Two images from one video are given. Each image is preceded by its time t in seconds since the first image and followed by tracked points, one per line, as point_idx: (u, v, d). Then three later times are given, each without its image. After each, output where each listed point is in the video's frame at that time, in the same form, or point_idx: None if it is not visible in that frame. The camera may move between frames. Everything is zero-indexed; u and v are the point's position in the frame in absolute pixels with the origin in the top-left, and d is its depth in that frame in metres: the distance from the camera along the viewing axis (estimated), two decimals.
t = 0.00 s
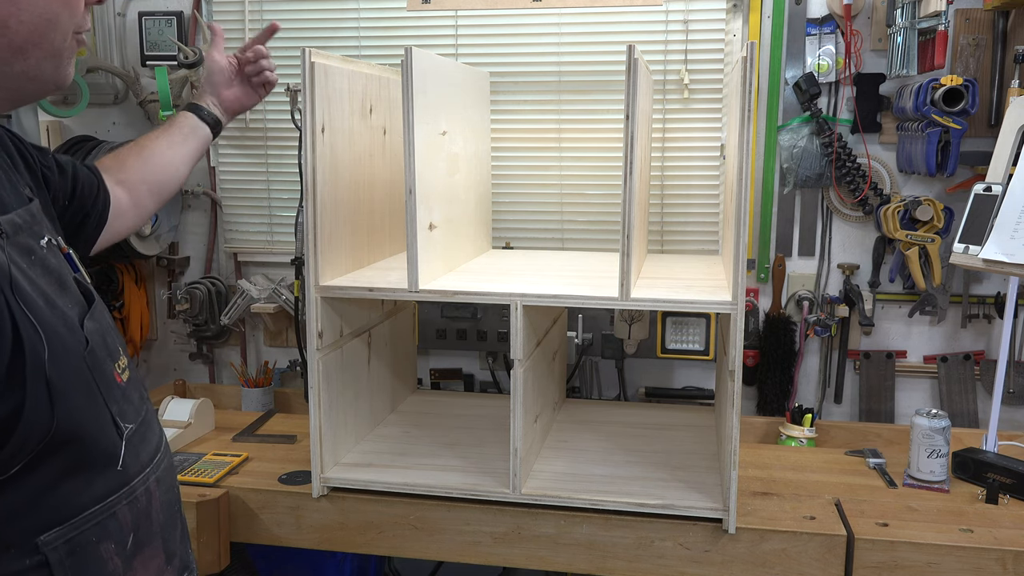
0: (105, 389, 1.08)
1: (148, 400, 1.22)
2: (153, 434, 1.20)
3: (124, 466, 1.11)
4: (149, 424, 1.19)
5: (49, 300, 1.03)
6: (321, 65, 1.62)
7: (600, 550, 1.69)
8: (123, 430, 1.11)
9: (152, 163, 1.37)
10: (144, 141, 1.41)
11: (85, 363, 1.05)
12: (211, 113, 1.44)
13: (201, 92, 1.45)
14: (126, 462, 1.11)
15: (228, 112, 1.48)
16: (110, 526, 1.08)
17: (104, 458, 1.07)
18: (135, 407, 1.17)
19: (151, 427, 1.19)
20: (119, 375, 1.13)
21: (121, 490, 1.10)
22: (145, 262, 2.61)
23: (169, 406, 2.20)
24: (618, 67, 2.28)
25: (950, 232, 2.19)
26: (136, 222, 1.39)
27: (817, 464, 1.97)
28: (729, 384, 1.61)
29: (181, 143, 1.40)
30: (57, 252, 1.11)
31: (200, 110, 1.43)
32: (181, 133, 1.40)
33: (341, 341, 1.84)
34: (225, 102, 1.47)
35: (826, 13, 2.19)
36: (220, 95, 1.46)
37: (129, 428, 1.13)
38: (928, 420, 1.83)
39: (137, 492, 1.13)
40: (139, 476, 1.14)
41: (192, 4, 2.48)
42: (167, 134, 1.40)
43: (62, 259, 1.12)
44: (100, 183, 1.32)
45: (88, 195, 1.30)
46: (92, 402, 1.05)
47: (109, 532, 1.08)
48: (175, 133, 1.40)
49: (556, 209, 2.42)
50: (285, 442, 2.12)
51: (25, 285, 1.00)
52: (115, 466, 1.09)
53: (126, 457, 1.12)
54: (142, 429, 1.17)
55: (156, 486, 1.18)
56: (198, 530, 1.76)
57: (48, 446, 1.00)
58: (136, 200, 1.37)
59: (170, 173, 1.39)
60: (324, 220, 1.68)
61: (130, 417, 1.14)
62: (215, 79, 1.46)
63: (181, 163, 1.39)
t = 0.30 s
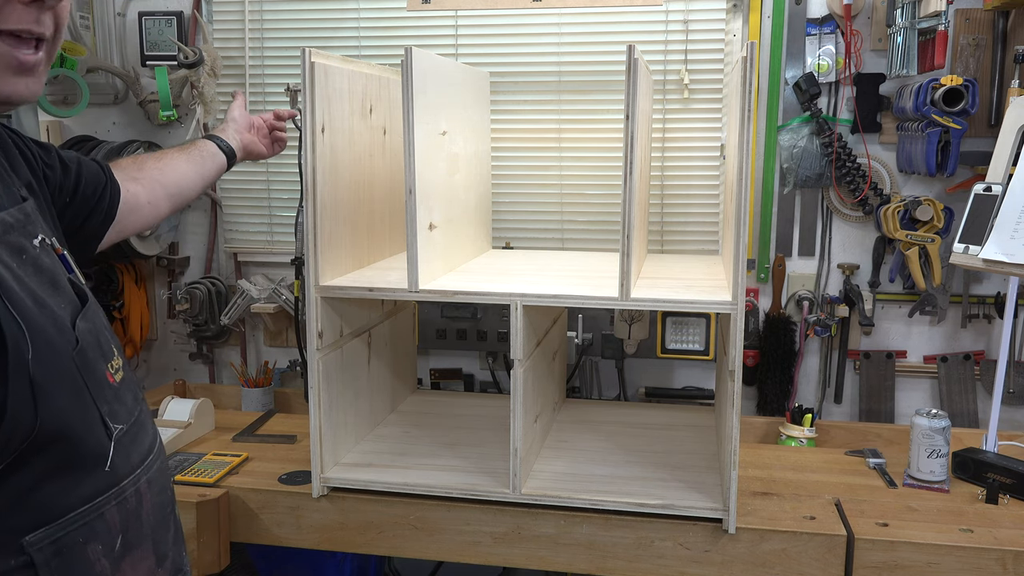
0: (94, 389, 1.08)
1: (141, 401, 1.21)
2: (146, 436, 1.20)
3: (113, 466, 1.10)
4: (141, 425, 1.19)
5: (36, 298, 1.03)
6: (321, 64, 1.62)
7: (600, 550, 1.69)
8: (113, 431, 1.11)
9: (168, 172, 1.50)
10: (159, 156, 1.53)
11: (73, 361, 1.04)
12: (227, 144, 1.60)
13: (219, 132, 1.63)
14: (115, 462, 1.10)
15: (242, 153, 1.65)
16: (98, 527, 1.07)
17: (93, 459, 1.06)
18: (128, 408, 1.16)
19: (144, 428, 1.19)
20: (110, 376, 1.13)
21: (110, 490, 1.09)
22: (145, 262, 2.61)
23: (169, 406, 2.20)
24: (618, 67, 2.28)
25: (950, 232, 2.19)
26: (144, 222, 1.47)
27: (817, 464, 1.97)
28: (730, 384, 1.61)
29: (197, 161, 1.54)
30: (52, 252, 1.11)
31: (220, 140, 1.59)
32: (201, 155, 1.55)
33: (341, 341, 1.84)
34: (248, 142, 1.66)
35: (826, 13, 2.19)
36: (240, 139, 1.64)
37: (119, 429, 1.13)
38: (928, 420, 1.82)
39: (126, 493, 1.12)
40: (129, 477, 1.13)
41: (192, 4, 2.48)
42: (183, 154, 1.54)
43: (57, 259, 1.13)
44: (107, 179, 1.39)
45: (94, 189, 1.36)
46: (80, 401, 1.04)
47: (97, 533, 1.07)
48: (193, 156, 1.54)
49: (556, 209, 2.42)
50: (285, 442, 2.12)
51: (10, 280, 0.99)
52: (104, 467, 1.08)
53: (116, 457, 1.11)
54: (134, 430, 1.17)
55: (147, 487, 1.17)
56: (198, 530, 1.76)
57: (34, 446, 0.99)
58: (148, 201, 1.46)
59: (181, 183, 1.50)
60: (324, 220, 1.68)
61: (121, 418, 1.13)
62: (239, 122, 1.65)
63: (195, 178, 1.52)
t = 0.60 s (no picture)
0: (78, 395, 1.07)
1: (131, 407, 1.20)
2: (132, 443, 1.19)
3: (93, 473, 1.09)
4: (128, 432, 1.18)
5: (22, 302, 1.02)
6: (321, 65, 1.62)
7: (600, 550, 1.69)
8: (96, 438, 1.10)
9: (168, 176, 1.49)
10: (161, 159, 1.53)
11: (55, 367, 1.03)
12: (232, 144, 1.59)
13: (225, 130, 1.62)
14: (95, 470, 1.10)
15: (247, 151, 1.65)
16: (76, 535, 1.06)
17: (72, 466, 1.06)
18: (114, 415, 1.15)
19: (130, 435, 1.18)
20: (97, 382, 1.12)
21: (90, 498, 1.08)
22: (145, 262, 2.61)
23: (169, 406, 2.20)
24: (618, 67, 2.28)
25: (950, 232, 2.19)
26: (146, 227, 1.47)
27: (817, 464, 1.97)
28: (729, 384, 1.61)
29: (198, 163, 1.53)
30: (44, 255, 1.11)
31: (223, 139, 1.58)
32: (202, 156, 1.55)
33: (341, 341, 1.84)
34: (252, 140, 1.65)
35: (826, 13, 2.19)
36: (245, 137, 1.64)
37: (103, 436, 1.11)
38: (928, 420, 1.82)
39: (107, 501, 1.11)
40: (111, 485, 1.12)
41: (192, 4, 2.48)
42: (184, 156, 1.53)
43: (52, 263, 1.13)
44: (112, 186, 1.39)
45: (99, 196, 1.37)
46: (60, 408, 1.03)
47: (74, 541, 1.06)
48: (194, 158, 1.54)
49: (556, 209, 2.42)
50: (285, 442, 2.12)
51: None
52: (83, 475, 1.07)
53: (97, 465, 1.10)
54: (119, 437, 1.16)
55: (131, 496, 1.17)
56: (198, 530, 1.76)
57: (11, 452, 0.99)
58: (148, 206, 1.46)
59: (181, 188, 1.50)
60: (324, 220, 1.68)
61: (105, 425, 1.12)
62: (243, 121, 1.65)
63: (195, 180, 1.52)
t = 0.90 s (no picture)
0: (57, 404, 1.06)
1: (119, 415, 1.19)
2: (118, 452, 1.17)
3: (71, 485, 1.07)
4: (113, 442, 1.16)
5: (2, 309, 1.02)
6: (321, 65, 1.62)
7: (600, 550, 1.69)
8: (76, 448, 1.08)
9: (163, 182, 1.49)
10: (157, 162, 1.52)
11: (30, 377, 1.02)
12: (227, 138, 1.57)
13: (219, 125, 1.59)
14: (74, 481, 1.08)
15: (244, 145, 1.62)
16: (51, 547, 1.05)
17: (49, 475, 1.04)
18: (99, 425, 1.14)
19: (115, 445, 1.16)
20: (82, 391, 1.11)
21: (67, 510, 1.07)
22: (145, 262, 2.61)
23: (169, 406, 2.20)
24: (618, 67, 2.28)
25: (950, 232, 2.19)
26: (142, 237, 1.48)
27: (817, 464, 1.97)
28: (729, 384, 1.61)
29: (193, 165, 1.52)
30: (34, 262, 1.11)
31: (218, 135, 1.56)
32: (197, 157, 1.53)
33: (341, 341, 1.84)
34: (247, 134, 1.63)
35: (826, 13, 2.19)
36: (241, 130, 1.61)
37: (84, 446, 1.10)
38: (928, 420, 1.82)
39: (87, 513, 1.10)
40: (91, 496, 1.10)
41: (192, 4, 2.48)
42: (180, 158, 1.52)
43: (45, 270, 1.13)
44: (110, 198, 1.39)
45: (97, 207, 1.37)
46: (33, 419, 1.02)
47: (50, 552, 1.05)
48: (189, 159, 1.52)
49: (556, 209, 2.42)
50: (286, 442, 2.12)
51: None
52: (61, 485, 1.06)
53: (76, 475, 1.08)
54: (104, 447, 1.14)
55: (114, 508, 1.14)
56: (198, 530, 1.76)
57: None
58: (142, 215, 1.47)
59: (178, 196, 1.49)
60: (324, 220, 1.68)
61: (87, 435, 1.10)
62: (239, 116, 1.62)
63: (191, 184, 1.51)
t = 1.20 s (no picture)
0: (50, 408, 1.03)
1: (116, 420, 1.16)
2: (114, 456, 1.14)
3: (66, 488, 1.05)
4: (109, 445, 1.13)
5: None
6: (321, 64, 1.62)
7: (600, 550, 1.69)
8: (70, 453, 1.05)
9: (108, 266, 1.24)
10: (97, 228, 1.24)
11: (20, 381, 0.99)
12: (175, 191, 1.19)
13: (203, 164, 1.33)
14: (70, 485, 1.06)
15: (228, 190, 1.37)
16: (46, 551, 1.03)
17: (43, 480, 1.02)
18: (96, 428, 1.11)
19: (111, 449, 1.13)
20: (79, 395, 1.08)
21: (62, 514, 1.05)
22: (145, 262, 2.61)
23: (169, 406, 2.20)
24: (618, 67, 2.29)
25: (950, 232, 2.19)
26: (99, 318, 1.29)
27: (817, 463, 1.97)
28: (729, 384, 1.61)
29: (140, 240, 1.24)
30: (31, 263, 1.08)
31: (166, 191, 1.18)
32: (139, 225, 1.22)
33: (341, 341, 1.84)
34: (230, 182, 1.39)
35: (826, 13, 2.19)
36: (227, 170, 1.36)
37: (80, 450, 1.07)
38: (928, 420, 1.82)
39: (83, 516, 1.08)
40: (87, 501, 1.08)
41: (192, 4, 2.48)
42: (128, 223, 1.22)
43: (43, 271, 1.10)
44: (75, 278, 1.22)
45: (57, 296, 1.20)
46: (25, 423, 0.99)
47: (45, 557, 1.03)
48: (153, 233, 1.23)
49: (556, 209, 2.42)
50: (285, 442, 2.12)
51: None
52: (56, 489, 1.04)
53: (71, 479, 1.06)
54: (101, 450, 1.11)
55: (111, 512, 1.12)
56: (198, 530, 1.76)
57: None
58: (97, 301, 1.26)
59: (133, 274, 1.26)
60: (324, 220, 1.68)
61: (82, 439, 1.08)
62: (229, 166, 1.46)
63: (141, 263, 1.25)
